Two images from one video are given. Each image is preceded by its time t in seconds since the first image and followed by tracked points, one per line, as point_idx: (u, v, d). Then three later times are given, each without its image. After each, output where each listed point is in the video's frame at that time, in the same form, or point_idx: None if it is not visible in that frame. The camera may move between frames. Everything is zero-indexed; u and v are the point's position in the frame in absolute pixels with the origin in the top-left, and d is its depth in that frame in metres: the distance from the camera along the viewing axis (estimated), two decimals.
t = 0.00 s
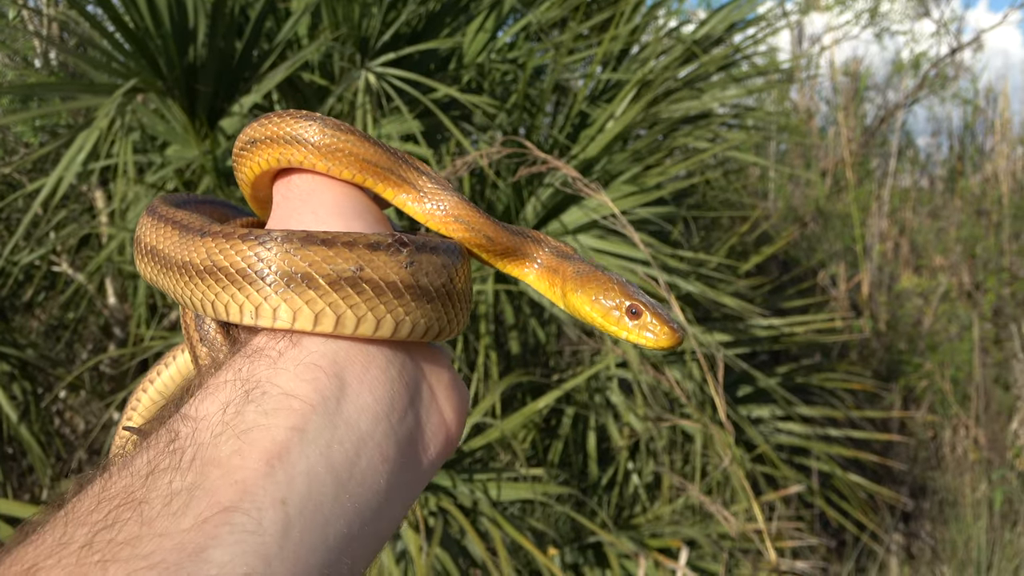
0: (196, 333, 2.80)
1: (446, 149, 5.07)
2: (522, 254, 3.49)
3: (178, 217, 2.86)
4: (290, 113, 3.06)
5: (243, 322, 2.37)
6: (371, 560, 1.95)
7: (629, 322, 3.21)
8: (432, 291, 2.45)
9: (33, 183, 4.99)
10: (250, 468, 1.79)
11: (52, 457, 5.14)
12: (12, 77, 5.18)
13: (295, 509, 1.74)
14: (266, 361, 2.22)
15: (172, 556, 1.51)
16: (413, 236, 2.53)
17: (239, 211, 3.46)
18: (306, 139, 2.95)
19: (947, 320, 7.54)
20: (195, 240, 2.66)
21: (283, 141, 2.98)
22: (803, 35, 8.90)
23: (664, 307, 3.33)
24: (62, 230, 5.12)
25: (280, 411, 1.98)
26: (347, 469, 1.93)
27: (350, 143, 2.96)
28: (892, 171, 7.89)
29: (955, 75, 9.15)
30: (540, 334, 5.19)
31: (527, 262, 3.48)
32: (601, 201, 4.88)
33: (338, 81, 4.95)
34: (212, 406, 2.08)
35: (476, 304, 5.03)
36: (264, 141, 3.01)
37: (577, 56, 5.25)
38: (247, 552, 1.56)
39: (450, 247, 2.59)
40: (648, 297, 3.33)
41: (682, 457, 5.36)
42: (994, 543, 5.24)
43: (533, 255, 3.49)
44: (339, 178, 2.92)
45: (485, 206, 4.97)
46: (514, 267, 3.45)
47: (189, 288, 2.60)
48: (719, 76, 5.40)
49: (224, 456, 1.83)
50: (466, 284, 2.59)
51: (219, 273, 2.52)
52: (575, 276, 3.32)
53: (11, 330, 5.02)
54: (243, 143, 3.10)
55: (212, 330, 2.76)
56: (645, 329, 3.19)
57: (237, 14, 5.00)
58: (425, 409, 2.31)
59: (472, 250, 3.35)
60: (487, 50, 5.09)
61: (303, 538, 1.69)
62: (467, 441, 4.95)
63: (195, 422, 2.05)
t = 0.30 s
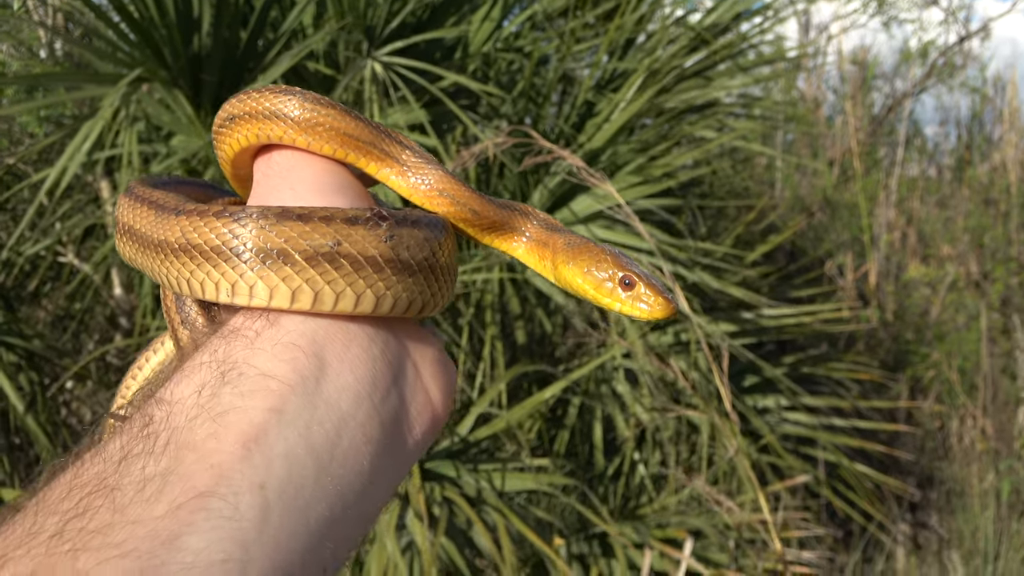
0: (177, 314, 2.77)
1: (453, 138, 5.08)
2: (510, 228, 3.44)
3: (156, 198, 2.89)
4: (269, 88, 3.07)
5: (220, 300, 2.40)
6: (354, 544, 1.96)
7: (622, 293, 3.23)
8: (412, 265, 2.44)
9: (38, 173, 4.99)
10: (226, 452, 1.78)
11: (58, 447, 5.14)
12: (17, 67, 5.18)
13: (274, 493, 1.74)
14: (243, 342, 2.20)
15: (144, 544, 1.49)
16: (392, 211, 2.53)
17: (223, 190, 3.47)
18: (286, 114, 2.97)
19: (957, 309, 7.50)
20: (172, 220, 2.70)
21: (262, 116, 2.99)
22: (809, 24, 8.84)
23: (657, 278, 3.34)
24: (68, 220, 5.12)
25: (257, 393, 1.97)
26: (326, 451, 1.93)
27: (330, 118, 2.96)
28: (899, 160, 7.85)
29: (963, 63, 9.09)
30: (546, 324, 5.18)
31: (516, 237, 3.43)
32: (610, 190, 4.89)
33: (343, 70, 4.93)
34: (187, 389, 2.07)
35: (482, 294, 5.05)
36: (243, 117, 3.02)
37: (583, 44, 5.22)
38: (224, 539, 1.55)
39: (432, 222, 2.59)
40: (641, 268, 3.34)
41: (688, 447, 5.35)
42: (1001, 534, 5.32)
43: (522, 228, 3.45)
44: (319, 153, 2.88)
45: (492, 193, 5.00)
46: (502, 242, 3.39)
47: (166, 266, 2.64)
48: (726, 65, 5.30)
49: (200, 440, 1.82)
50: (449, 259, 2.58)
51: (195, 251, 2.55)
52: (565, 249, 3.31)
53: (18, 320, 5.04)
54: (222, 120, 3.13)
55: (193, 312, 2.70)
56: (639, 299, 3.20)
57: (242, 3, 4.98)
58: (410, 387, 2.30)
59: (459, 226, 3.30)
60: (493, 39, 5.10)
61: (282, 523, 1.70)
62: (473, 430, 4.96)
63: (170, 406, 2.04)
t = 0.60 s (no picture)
0: (123, 294, 2.70)
1: (489, 134, 5.16)
2: (455, 214, 3.37)
3: (101, 177, 2.81)
4: (217, 70, 3.02)
5: (162, 279, 2.35)
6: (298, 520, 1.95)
7: (560, 280, 3.19)
8: (356, 246, 2.41)
9: (75, 156, 5.01)
10: (168, 430, 1.76)
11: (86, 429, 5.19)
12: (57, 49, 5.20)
13: (216, 469, 1.72)
14: (187, 322, 2.19)
15: (86, 520, 1.48)
16: (336, 194, 2.49)
17: (171, 170, 3.40)
18: (233, 96, 2.93)
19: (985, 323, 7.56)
20: (114, 200, 2.61)
21: (209, 98, 2.96)
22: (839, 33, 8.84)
23: (596, 266, 3.29)
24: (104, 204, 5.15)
25: (200, 372, 1.96)
26: (270, 428, 1.92)
27: (278, 100, 2.93)
28: (931, 170, 7.83)
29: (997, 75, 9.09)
30: (575, 324, 5.21)
31: (460, 222, 3.36)
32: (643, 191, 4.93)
33: (382, 63, 4.93)
34: (132, 368, 2.05)
35: (512, 291, 5.05)
36: (190, 98, 2.98)
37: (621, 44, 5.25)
38: (166, 515, 1.54)
39: (376, 206, 2.56)
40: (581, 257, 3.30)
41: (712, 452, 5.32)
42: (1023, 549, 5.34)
43: (467, 214, 3.37)
44: (266, 136, 2.88)
45: (526, 192, 4.99)
46: (446, 228, 3.33)
47: (110, 245, 2.55)
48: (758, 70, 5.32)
49: (142, 418, 1.80)
50: (394, 240, 2.56)
51: (137, 229, 2.48)
52: (507, 235, 3.25)
53: (49, 300, 5.24)
54: (170, 102, 3.08)
55: (138, 290, 2.65)
56: (575, 286, 3.15)
57: None
58: (354, 367, 2.31)
59: (403, 210, 3.22)
60: (531, 37, 5.12)
61: (225, 497, 1.68)
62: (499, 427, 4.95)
63: (113, 384, 2.01)
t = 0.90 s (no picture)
0: (140, 277, 2.68)
1: (507, 129, 5.20)
2: (476, 199, 3.41)
3: (118, 161, 2.78)
4: (235, 50, 2.97)
5: (180, 264, 2.30)
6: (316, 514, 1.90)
7: (584, 266, 3.20)
8: (375, 230, 2.36)
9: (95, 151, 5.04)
10: (187, 419, 1.70)
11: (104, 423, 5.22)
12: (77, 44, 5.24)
13: (235, 461, 1.67)
14: (204, 309, 2.14)
15: (104, 512, 1.43)
16: (355, 178, 2.45)
17: (189, 152, 3.33)
18: (251, 77, 2.88)
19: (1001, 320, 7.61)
20: (131, 184, 2.57)
21: (226, 78, 2.91)
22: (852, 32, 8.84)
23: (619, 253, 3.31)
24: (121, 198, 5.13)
25: (218, 360, 1.91)
26: (288, 418, 1.87)
27: (296, 82, 2.89)
28: (947, 166, 7.84)
29: (1015, 71, 9.09)
30: (592, 320, 5.21)
31: (482, 207, 3.41)
32: (660, 187, 4.94)
33: (401, 58, 4.95)
34: (148, 356, 1.98)
35: (529, 286, 5.02)
36: (208, 79, 2.94)
37: (640, 39, 5.29)
38: (185, 507, 1.49)
39: (396, 190, 2.51)
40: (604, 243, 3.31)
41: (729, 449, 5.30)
42: None
43: (488, 200, 3.42)
44: (285, 117, 2.83)
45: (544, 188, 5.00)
46: (467, 213, 3.37)
47: (127, 228, 2.53)
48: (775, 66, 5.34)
49: (161, 407, 1.73)
50: (413, 224, 2.51)
51: (155, 214, 2.43)
52: (530, 220, 3.28)
53: (65, 296, 5.20)
54: (187, 82, 3.04)
55: (156, 275, 2.63)
56: (599, 273, 3.16)
57: None
58: (373, 356, 2.26)
59: (424, 195, 3.23)
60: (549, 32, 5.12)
61: (243, 491, 1.63)
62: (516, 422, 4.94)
63: (130, 372, 1.95)
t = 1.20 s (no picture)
0: (167, 296, 2.79)
1: (502, 128, 5.21)
2: (495, 217, 3.46)
3: (145, 183, 2.86)
4: (259, 72, 3.04)
5: (206, 284, 2.38)
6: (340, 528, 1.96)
7: (605, 283, 3.24)
8: (397, 251, 2.42)
9: (90, 155, 5.04)
10: (213, 437, 1.77)
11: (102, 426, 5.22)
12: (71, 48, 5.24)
13: (260, 478, 1.74)
14: (229, 328, 2.22)
15: (133, 528, 1.50)
16: (377, 199, 2.51)
17: (213, 172, 3.43)
18: (274, 98, 2.93)
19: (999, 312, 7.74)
20: (158, 207, 2.65)
21: (250, 99, 2.97)
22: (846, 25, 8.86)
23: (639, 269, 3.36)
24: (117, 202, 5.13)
25: (244, 378, 1.98)
26: (312, 435, 1.93)
27: (319, 102, 2.91)
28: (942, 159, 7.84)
29: (1008, 63, 9.10)
30: (588, 317, 5.23)
31: (502, 225, 3.45)
32: (657, 184, 4.96)
33: (395, 58, 4.95)
34: (175, 374, 2.07)
35: (526, 284, 5.04)
36: (231, 100, 2.99)
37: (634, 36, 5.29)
38: (211, 523, 1.56)
39: (417, 210, 2.58)
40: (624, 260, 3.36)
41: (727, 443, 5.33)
42: None
43: (507, 217, 3.46)
44: (308, 138, 2.86)
45: (540, 186, 5.02)
46: (487, 230, 3.41)
47: (156, 250, 2.61)
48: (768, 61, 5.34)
49: (187, 426, 1.82)
50: (433, 244, 2.57)
51: (181, 236, 2.52)
52: (551, 238, 3.33)
53: (63, 299, 5.27)
54: (212, 104, 3.10)
55: (181, 293, 2.74)
56: (621, 289, 3.22)
57: None
58: (394, 373, 2.32)
59: (444, 213, 3.29)
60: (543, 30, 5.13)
61: (268, 507, 1.70)
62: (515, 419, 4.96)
63: (158, 391, 2.03)
